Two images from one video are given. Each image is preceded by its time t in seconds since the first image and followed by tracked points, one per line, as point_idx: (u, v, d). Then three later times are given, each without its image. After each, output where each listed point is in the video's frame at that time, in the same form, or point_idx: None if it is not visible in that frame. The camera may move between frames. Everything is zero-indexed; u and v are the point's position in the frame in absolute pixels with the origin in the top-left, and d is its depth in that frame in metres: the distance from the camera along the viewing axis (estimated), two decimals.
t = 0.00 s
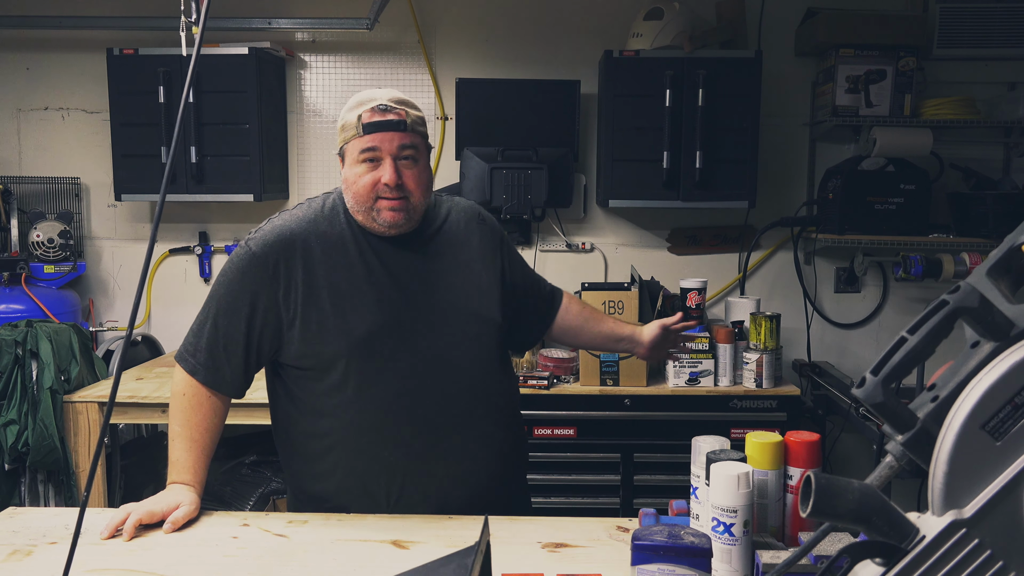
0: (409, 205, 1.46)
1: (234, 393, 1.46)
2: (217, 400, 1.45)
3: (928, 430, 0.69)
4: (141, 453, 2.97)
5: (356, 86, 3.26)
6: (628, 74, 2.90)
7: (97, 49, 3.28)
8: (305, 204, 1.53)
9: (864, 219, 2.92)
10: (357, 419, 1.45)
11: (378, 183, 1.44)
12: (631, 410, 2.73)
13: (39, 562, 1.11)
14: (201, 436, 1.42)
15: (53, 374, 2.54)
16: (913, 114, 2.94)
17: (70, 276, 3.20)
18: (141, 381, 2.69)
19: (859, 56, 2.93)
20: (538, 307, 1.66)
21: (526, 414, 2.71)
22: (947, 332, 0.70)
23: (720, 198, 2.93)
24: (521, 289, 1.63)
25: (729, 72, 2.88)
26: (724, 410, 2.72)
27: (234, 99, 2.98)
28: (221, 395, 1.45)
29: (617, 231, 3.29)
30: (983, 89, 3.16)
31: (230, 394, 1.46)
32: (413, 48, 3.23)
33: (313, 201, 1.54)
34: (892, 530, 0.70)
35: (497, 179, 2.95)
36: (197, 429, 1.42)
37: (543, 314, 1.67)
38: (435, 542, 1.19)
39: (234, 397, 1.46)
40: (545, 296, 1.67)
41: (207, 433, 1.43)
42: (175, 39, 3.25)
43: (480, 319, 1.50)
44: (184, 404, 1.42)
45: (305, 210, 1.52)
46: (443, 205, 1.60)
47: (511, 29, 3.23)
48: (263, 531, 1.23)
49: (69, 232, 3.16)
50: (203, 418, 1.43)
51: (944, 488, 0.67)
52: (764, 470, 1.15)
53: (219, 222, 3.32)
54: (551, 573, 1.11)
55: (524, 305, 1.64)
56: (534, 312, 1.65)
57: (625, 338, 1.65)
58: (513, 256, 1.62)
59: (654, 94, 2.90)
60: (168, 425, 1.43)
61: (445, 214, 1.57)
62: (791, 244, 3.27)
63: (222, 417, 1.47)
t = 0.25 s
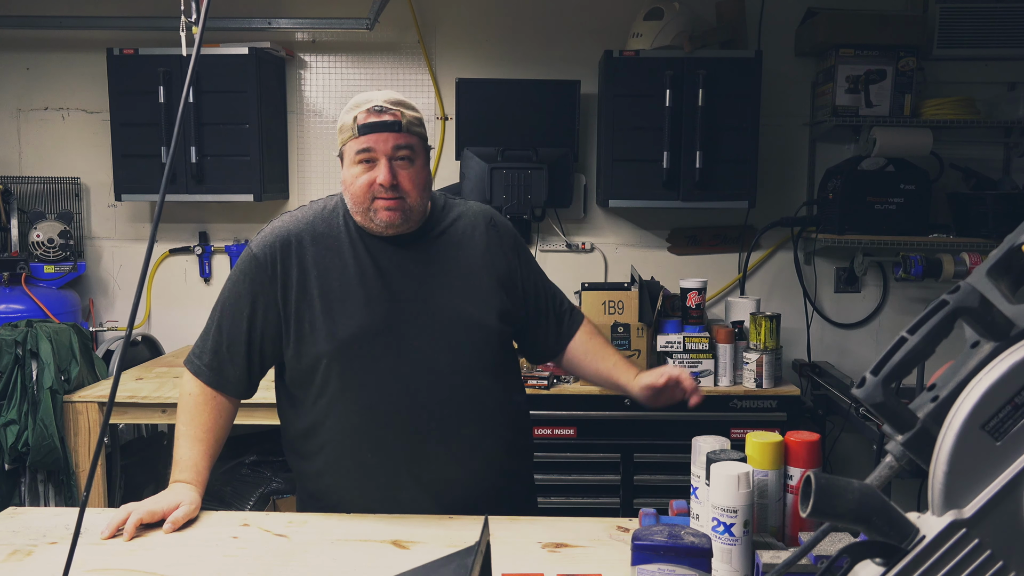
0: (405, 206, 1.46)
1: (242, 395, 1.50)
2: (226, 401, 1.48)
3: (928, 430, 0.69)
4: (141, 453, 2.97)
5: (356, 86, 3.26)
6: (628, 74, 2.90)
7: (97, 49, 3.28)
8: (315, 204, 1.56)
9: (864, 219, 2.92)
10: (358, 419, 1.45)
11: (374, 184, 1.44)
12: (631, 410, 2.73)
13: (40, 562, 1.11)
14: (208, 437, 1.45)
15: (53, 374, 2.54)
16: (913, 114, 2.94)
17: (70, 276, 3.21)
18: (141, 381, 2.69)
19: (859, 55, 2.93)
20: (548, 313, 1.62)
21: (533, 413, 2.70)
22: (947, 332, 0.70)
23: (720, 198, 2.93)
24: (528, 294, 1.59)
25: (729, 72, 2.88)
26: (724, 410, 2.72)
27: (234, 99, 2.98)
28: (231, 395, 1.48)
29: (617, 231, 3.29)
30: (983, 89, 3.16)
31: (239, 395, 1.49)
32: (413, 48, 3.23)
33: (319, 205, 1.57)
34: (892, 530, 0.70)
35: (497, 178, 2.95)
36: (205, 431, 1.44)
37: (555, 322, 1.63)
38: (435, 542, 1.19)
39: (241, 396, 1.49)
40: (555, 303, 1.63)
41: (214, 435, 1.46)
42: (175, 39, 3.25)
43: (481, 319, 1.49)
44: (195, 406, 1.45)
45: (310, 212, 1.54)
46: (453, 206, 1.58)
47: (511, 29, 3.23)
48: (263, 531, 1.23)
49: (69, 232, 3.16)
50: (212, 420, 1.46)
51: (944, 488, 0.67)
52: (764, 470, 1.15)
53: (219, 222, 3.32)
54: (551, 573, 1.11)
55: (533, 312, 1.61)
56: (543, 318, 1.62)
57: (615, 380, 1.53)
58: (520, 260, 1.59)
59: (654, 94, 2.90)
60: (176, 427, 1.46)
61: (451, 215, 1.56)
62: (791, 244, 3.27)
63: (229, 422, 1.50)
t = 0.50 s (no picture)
0: (397, 207, 1.45)
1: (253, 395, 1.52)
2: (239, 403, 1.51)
3: (928, 430, 0.69)
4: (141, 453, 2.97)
5: (356, 86, 3.26)
6: (628, 74, 2.90)
7: (97, 48, 3.28)
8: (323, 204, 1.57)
9: (864, 219, 2.92)
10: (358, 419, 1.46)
11: (365, 184, 1.44)
12: (632, 410, 2.73)
13: (40, 562, 1.11)
14: (215, 438, 1.45)
15: (53, 374, 2.54)
16: (913, 114, 2.94)
17: (70, 276, 3.20)
18: (141, 381, 2.69)
19: (859, 55, 2.93)
20: (551, 326, 1.57)
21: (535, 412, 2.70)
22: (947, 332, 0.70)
23: (720, 198, 2.93)
24: (528, 305, 1.56)
25: (729, 72, 2.88)
26: (724, 410, 2.73)
27: (234, 99, 2.98)
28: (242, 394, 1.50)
29: (617, 231, 3.29)
30: (983, 89, 3.16)
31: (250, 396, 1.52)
32: (413, 48, 3.23)
33: (327, 206, 1.58)
34: (892, 530, 0.70)
35: (497, 178, 2.95)
36: (215, 433, 1.46)
37: (558, 338, 1.56)
38: (435, 542, 1.19)
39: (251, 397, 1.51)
40: (558, 316, 1.58)
41: (221, 436, 1.46)
42: (175, 39, 3.25)
43: (476, 323, 1.48)
44: (209, 406, 1.47)
45: (316, 215, 1.56)
46: (456, 211, 1.57)
47: (511, 29, 3.23)
48: (263, 531, 1.23)
49: (69, 232, 3.16)
50: (222, 421, 1.47)
51: (943, 488, 0.67)
52: (764, 470, 1.15)
53: (219, 222, 3.32)
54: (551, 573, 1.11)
55: (534, 324, 1.56)
56: (545, 332, 1.57)
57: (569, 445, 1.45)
58: (522, 270, 1.56)
59: (654, 94, 2.90)
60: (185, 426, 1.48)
61: (452, 220, 1.54)
62: (791, 244, 3.27)
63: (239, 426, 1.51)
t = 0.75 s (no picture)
0: (353, 211, 1.45)
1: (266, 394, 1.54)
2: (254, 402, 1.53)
3: (929, 430, 0.69)
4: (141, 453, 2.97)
5: (356, 86, 3.26)
6: (628, 74, 2.90)
7: (97, 49, 3.28)
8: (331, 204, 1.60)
9: (864, 219, 2.92)
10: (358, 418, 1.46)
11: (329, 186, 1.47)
12: (632, 410, 2.73)
13: (40, 562, 1.11)
14: (221, 439, 1.46)
15: (53, 374, 2.54)
16: (913, 114, 2.94)
17: (70, 276, 3.20)
18: (141, 381, 2.69)
19: (859, 55, 2.93)
20: (544, 335, 1.50)
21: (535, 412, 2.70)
22: (947, 332, 0.70)
23: (720, 198, 2.93)
24: (520, 312, 1.50)
25: (729, 72, 2.88)
26: (724, 410, 2.73)
27: (234, 99, 2.98)
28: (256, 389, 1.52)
29: (617, 231, 3.29)
30: (983, 89, 3.16)
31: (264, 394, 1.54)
32: (413, 48, 3.23)
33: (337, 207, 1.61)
34: (891, 529, 0.70)
35: (497, 178, 2.95)
36: (221, 434, 1.47)
37: (550, 347, 1.49)
38: (435, 542, 1.19)
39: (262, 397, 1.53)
40: (554, 325, 1.51)
41: (227, 438, 1.47)
42: (174, 39, 3.25)
43: (458, 322, 1.47)
44: (218, 406, 1.49)
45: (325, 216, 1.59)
46: (454, 212, 1.55)
47: (511, 29, 3.23)
48: (263, 531, 1.23)
49: (69, 232, 3.16)
50: (230, 422, 1.48)
51: (943, 488, 0.67)
52: (764, 471, 1.15)
53: (219, 221, 3.32)
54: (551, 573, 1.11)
55: (527, 333, 1.50)
56: (538, 341, 1.50)
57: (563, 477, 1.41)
58: (516, 275, 1.51)
59: (654, 94, 2.90)
60: (194, 424, 1.49)
61: (447, 223, 1.53)
62: (791, 244, 3.27)
63: (249, 429, 1.52)
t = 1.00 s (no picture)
0: (335, 212, 1.48)
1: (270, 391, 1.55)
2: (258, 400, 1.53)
3: (929, 430, 0.69)
4: (141, 453, 2.97)
5: (356, 86, 3.26)
6: (627, 74, 2.90)
7: (97, 49, 3.28)
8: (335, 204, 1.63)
9: (864, 219, 2.92)
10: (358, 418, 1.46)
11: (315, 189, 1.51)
12: (632, 410, 2.73)
13: (40, 562, 1.11)
14: (223, 439, 1.46)
15: (53, 374, 2.54)
16: (913, 114, 2.94)
17: (70, 276, 3.21)
18: (141, 381, 2.69)
19: (859, 55, 2.93)
20: (536, 323, 1.45)
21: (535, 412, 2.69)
22: (947, 332, 0.70)
23: (720, 198, 2.93)
24: (512, 302, 1.47)
25: (729, 72, 2.88)
26: (724, 410, 2.73)
27: (234, 99, 2.98)
28: (262, 386, 1.53)
29: (617, 231, 3.29)
30: (982, 89, 3.16)
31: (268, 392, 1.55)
32: (413, 48, 3.23)
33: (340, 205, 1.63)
34: (892, 530, 0.70)
35: (497, 178, 2.95)
36: (223, 434, 1.46)
37: (542, 338, 1.45)
38: (436, 542, 1.19)
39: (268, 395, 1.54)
40: (547, 313, 1.46)
41: (230, 438, 1.47)
42: (175, 39, 3.25)
43: (447, 315, 1.46)
44: (222, 406, 1.49)
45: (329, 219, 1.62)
46: (447, 207, 1.54)
47: (511, 29, 3.23)
48: (263, 531, 1.23)
49: (69, 232, 3.16)
50: (233, 422, 1.48)
51: (944, 488, 0.67)
52: (764, 470, 1.15)
53: (219, 221, 3.32)
54: (551, 573, 1.11)
55: (519, 323, 1.46)
56: (530, 330, 1.46)
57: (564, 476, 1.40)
58: (507, 265, 1.48)
59: (654, 94, 2.90)
60: (198, 424, 1.49)
61: (439, 217, 1.52)
62: (791, 244, 3.27)
63: (252, 429, 1.52)
